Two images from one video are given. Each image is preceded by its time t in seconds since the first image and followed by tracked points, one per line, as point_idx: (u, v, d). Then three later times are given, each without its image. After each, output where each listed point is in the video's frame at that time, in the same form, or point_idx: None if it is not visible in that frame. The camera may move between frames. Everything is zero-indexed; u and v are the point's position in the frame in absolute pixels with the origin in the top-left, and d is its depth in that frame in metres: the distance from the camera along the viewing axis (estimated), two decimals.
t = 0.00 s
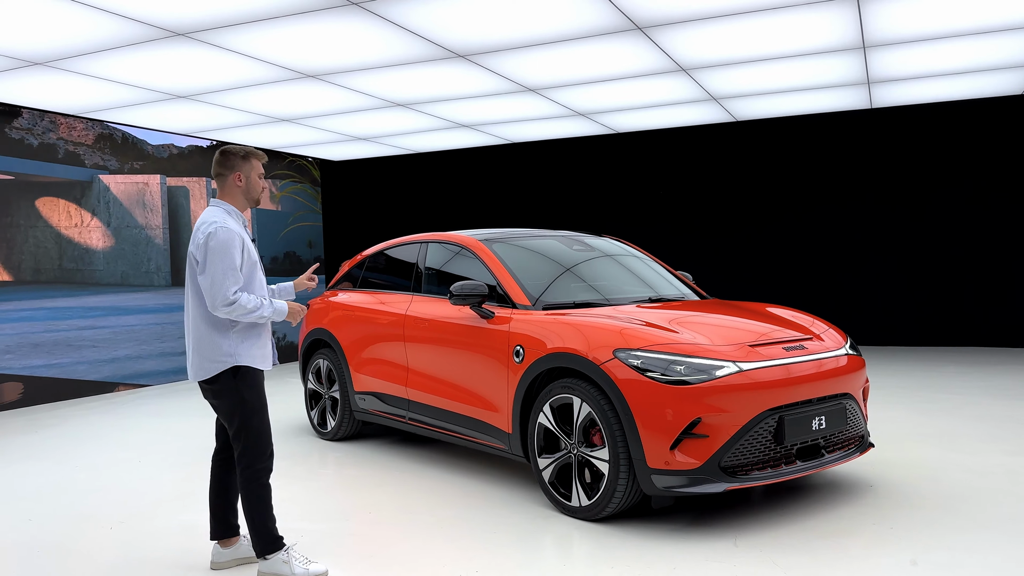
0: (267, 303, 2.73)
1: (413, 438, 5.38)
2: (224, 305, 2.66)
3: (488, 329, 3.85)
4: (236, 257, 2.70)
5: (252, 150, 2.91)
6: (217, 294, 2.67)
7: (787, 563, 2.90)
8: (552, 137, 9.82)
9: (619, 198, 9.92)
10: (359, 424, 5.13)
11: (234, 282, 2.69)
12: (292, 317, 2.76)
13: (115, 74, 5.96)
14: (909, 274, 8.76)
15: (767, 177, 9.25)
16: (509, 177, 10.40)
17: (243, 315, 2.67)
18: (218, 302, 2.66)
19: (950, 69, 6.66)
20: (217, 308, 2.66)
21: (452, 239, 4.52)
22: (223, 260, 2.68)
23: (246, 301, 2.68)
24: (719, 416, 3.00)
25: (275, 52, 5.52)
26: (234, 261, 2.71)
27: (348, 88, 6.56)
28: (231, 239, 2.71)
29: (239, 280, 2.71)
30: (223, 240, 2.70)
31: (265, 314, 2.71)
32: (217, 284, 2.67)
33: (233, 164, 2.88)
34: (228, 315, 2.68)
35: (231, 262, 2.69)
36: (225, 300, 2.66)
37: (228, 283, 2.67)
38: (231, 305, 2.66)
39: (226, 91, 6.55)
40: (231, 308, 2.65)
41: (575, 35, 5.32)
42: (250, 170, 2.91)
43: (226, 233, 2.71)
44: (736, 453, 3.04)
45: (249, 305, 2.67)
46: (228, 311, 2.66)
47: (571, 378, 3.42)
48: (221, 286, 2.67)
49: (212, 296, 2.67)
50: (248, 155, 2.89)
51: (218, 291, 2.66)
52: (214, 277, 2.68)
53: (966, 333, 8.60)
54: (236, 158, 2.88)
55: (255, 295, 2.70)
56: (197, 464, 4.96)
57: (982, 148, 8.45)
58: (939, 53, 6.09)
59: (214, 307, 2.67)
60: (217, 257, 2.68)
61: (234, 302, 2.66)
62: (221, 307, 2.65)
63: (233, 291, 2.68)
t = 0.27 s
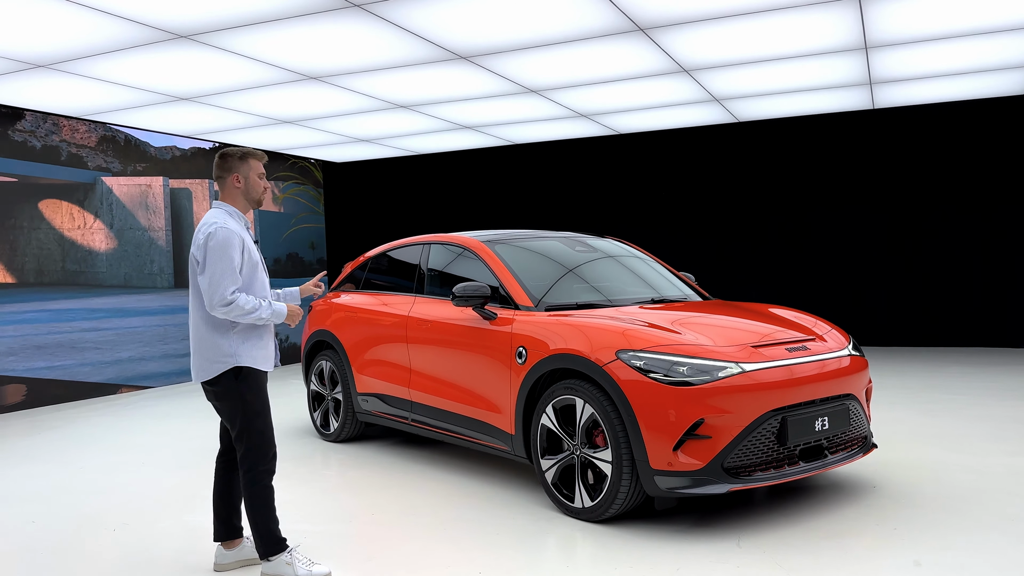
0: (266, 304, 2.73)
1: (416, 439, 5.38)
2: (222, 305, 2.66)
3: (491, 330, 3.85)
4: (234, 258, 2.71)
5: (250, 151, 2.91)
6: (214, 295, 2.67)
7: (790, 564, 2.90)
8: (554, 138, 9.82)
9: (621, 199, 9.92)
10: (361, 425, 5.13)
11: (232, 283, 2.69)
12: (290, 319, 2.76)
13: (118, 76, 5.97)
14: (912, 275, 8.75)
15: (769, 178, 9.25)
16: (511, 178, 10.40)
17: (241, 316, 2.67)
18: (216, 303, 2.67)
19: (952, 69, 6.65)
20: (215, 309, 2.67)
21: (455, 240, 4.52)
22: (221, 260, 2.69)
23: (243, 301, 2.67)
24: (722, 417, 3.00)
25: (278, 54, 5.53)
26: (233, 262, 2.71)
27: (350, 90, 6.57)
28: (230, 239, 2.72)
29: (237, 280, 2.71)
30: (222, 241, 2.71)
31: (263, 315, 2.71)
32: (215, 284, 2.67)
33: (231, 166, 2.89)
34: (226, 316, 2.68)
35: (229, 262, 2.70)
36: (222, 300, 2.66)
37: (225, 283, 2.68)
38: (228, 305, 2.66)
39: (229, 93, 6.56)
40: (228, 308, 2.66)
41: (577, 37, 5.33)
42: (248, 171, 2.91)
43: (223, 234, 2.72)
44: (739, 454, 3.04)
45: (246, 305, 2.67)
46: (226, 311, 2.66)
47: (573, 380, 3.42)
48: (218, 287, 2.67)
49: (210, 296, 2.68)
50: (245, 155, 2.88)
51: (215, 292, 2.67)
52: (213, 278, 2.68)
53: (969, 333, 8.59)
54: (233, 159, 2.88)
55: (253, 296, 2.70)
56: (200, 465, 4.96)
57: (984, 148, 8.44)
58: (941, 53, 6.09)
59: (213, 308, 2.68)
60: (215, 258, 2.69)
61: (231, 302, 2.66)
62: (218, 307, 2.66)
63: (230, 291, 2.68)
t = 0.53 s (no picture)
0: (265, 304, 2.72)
1: (416, 441, 5.38)
2: (219, 307, 2.65)
3: (491, 332, 3.85)
4: (232, 259, 2.70)
5: (245, 152, 2.88)
6: (212, 297, 2.67)
7: (790, 565, 2.89)
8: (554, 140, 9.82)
9: (621, 200, 9.92)
10: (362, 427, 5.13)
11: (231, 284, 2.69)
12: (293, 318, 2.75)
13: (118, 78, 5.97)
14: (912, 276, 8.75)
15: (769, 179, 9.25)
16: (511, 179, 10.41)
17: (239, 316, 2.66)
18: (214, 305, 2.66)
19: (951, 70, 6.66)
20: (213, 311, 2.66)
21: (455, 242, 4.52)
22: (219, 262, 2.69)
23: (241, 302, 2.66)
24: (722, 418, 3.00)
25: (278, 56, 5.54)
26: (231, 263, 2.71)
27: (350, 92, 6.57)
28: (228, 241, 2.72)
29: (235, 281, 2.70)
30: (220, 243, 2.71)
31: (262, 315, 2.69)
32: (213, 286, 2.67)
33: (227, 169, 2.88)
34: (224, 317, 2.67)
35: (228, 264, 2.69)
36: (221, 301, 2.66)
37: (223, 284, 2.67)
38: (225, 306, 2.65)
39: (229, 95, 6.57)
40: (226, 309, 2.65)
41: (577, 38, 5.33)
42: (244, 173, 2.89)
43: (221, 235, 2.71)
44: (739, 456, 3.04)
45: (244, 306, 2.66)
46: (224, 312, 2.65)
47: (573, 381, 3.42)
48: (215, 288, 2.67)
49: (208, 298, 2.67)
50: (240, 157, 2.86)
51: (213, 294, 2.67)
52: (212, 280, 2.68)
53: (969, 334, 8.59)
54: (228, 162, 2.87)
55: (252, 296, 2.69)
56: (201, 467, 4.97)
57: (983, 149, 8.44)
58: (940, 55, 6.10)
59: (211, 310, 2.67)
60: (214, 260, 2.69)
61: (228, 303, 2.65)
62: (216, 308, 2.65)
63: (228, 293, 2.67)
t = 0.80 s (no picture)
0: (262, 305, 2.70)
1: (415, 442, 5.38)
2: (215, 311, 2.65)
3: (490, 333, 3.85)
4: (230, 262, 2.70)
5: (251, 155, 2.86)
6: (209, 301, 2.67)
7: (790, 566, 2.90)
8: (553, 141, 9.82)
9: (620, 201, 9.92)
10: (361, 428, 5.13)
11: (228, 287, 2.69)
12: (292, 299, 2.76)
13: (117, 79, 5.97)
14: (911, 277, 8.75)
15: (768, 180, 9.26)
16: (510, 180, 10.41)
17: (235, 318, 2.66)
18: (210, 309, 2.66)
19: (950, 71, 6.67)
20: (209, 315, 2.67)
21: (454, 243, 4.52)
22: (217, 265, 2.69)
23: (236, 306, 2.65)
24: (721, 419, 3.00)
25: (277, 57, 5.54)
26: (227, 267, 2.70)
27: (349, 93, 6.57)
28: (225, 245, 2.71)
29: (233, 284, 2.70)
30: (218, 246, 2.71)
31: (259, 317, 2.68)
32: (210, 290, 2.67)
33: (232, 170, 2.87)
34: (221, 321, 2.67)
35: (226, 267, 2.69)
36: (218, 305, 2.65)
37: (221, 288, 2.67)
38: (221, 311, 2.65)
39: (228, 96, 6.57)
40: (222, 313, 2.65)
41: (577, 39, 5.33)
42: (247, 175, 2.88)
43: (218, 240, 2.71)
44: (738, 456, 3.04)
45: (240, 308, 2.66)
46: (221, 315, 2.65)
47: (573, 382, 3.42)
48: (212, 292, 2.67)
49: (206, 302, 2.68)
50: (244, 159, 2.85)
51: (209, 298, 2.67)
52: (210, 283, 2.69)
53: (968, 334, 8.59)
54: (233, 164, 2.86)
55: (249, 298, 2.68)
56: (200, 469, 4.96)
57: (982, 150, 8.45)
58: (939, 56, 6.11)
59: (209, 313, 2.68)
60: (213, 263, 2.69)
61: (223, 307, 2.64)
62: (212, 311, 2.65)
63: (224, 297, 2.67)
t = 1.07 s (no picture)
0: (262, 305, 2.69)
1: (413, 442, 5.37)
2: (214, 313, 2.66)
3: (488, 333, 3.85)
4: (230, 263, 2.70)
5: (255, 154, 2.84)
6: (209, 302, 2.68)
7: (787, 567, 2.90)
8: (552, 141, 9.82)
9: (618, 201, 9.92)
10: (359, 429, 5.12)
11: (228, 288, 2.69)
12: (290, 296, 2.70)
13: (114, 79, 5.96)
14: (909, 278, 8.76)
15: (766, 181, 9.27)
16: (508, 181, 10.41)
17: (233, 319, 2.65)
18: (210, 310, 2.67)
19: (948, 72, 6.67)
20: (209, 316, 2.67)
21: (452, 243, 4.52)
22: (216, 266, 2.69)
23: (234, 307, 2.64)
24: (718, 420, 3.00)
25: (276, 58, 5.54)
26: (226, 268, 2.70)
27: (347, 93, 6.57)
28: (224, 245, 2.71)
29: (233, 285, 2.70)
30: (218, 247, 2.71)
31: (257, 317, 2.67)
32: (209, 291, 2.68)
33: (237, 170, 2.87)
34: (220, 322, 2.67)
35: (225, 268, 2.69)
36: (217, 306, 2.65)
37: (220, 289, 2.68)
38: (219, 312, 2.65)
39: (225, 96, 6.56)
40: (221, 314, 2.65)
41: (575, 40, 5.33)
42: (252, 175, 2.87)
43: (218, 241, 2.71)
44: (735, 457, 3.04)
45: (238, 309, 2.65)
46: (220, 316, 2.65)
47: (570, 383, 3.42)
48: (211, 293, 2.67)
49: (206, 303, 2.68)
50: (248, 159, 2.83)
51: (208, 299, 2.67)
52: (211, 285, 2.70)
53: (966, 335, 8.60)
54: (237, 163, 2.85)
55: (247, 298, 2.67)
56: (197, 469, 4.95)
57: (979, 151, 8.47)
58: (938, 56, 6.11)
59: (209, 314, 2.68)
60: (213, 265, 2.70)
61: (221, 309, 2.64)
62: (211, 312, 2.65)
63: (222, 298, 2.66)
